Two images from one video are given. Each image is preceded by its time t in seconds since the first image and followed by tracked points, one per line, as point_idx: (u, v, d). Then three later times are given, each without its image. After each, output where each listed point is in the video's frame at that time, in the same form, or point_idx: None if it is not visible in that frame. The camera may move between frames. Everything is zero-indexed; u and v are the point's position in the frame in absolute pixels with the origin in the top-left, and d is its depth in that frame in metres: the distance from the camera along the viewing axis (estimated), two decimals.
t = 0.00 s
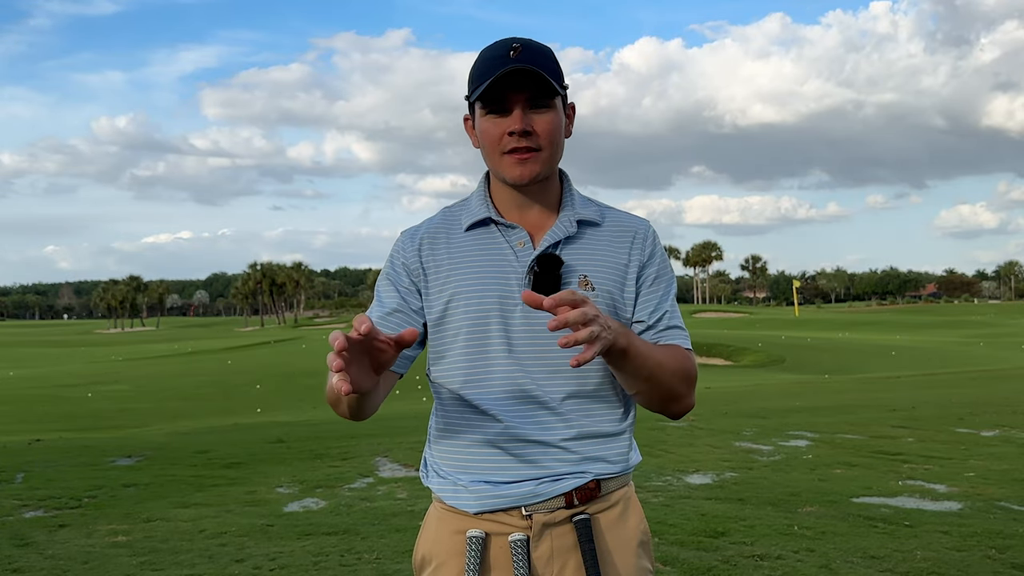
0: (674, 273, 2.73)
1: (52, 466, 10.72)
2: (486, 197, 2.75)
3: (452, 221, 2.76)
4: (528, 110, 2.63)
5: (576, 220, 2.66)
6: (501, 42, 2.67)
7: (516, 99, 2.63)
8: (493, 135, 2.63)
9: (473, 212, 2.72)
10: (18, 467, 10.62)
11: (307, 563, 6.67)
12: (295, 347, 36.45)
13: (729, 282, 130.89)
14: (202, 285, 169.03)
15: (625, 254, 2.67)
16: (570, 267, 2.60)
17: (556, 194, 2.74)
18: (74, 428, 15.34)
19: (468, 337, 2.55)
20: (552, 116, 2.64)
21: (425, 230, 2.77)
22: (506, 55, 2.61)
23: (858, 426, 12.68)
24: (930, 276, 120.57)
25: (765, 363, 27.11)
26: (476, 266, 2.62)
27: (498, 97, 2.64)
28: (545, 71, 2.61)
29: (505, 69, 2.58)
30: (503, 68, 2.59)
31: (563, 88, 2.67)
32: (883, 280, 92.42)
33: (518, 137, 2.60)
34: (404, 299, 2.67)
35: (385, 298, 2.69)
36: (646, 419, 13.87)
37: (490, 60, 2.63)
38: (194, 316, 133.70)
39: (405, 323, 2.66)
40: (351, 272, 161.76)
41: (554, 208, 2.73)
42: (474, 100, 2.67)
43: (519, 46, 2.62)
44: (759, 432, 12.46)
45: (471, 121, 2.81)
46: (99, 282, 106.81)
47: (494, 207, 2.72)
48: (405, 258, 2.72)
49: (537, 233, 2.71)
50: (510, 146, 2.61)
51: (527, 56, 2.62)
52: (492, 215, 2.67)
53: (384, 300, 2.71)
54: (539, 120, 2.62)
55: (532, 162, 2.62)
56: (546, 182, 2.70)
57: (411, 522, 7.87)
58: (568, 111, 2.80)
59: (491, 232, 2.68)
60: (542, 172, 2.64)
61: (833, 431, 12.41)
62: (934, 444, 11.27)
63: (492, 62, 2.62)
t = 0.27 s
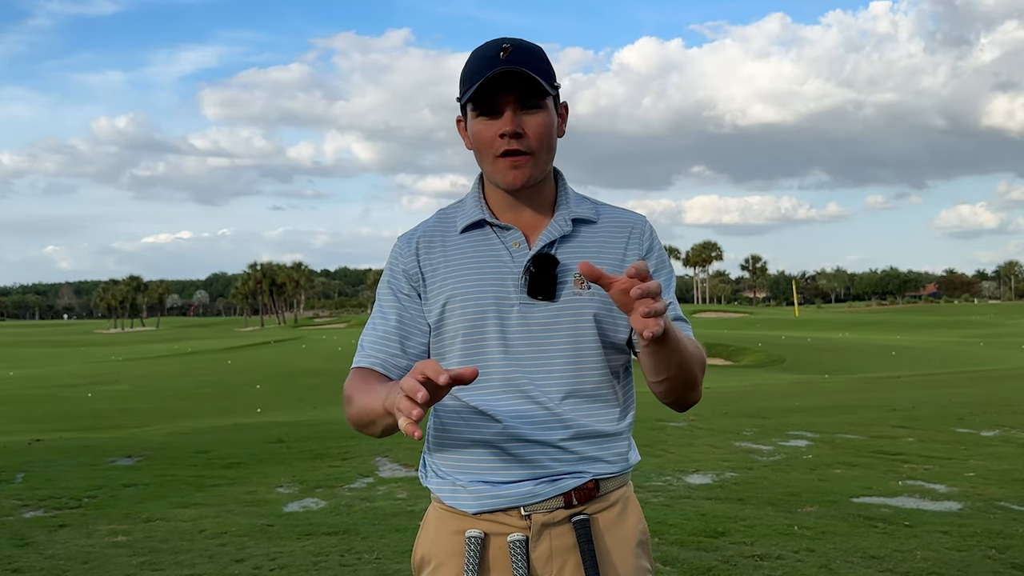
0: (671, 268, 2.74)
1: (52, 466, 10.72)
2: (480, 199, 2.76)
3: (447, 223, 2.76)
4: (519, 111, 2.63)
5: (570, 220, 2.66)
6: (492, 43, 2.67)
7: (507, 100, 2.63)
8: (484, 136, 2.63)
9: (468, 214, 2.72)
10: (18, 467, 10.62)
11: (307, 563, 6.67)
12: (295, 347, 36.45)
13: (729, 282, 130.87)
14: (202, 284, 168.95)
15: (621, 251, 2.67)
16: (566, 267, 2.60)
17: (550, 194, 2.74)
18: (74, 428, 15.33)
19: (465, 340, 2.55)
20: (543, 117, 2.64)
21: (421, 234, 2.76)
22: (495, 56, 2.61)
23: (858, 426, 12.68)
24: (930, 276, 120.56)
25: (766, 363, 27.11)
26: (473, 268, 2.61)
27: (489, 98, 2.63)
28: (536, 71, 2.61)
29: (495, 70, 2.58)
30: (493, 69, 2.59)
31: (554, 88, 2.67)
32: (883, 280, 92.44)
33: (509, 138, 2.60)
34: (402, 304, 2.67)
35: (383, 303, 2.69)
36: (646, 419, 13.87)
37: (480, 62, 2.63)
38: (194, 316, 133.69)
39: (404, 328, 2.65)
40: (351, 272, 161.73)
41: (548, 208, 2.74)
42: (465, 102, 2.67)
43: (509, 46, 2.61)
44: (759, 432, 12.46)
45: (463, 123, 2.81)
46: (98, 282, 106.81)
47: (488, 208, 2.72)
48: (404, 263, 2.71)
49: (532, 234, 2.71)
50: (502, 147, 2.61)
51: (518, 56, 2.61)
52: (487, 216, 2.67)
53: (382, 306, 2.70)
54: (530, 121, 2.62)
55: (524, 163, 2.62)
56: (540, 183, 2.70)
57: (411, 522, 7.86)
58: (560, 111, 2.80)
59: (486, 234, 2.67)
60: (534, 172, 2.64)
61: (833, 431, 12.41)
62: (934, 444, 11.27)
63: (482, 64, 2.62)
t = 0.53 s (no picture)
0: (671, 271, 2.75)
1: (52, 466, 10.72)
2: (482, 198, 2.76)
3: (449, 222, 2.75)
4: (517, 110, 2.62)
5: (572, 221, 2.66)
6: (489, 42, 2.67)
7: (504, 100, 2.62)
8: (483, 136, 2.64)
9: (469, 214, 2.71)
10: (18, 467, 10.61)
11: (307, 563, 6.67)
12: (294, 347, 36.44)
13: (728, 282, 130.84)
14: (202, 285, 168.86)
15: (622, 254, 2.67)
16: (566, 269, 2.60)
17: (551, 194, 2.74)
18: (74, 428, 15.32)
19: (466, 340, 2.55)
20: (542, 115, 2.63)
21: (423, 233, 2.75)
22: (492, 56, 2.60)
23: (858, 427, 12.68)
24: (930, 276, 120.58)
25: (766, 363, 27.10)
26: (475, 269, 2.61)
27: (487, 98, 2.63)
28: (533, 70, 2.60)
29: (492, 70, 2.58)
30: (490, 69, 2.59)
31: (553, 87, 2.66)
32: (883, 280, 92.48)
33: (507, 137, 2.60)
34: (403, 305, 2.66)
35: (385, 303, 2.69)
36: (646, 419, 13.87)
37: (478, 62, 2.63)
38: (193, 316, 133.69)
39: (406, 327, 2.65)
40: (351, 272, 161.70)
41: (549, 208, 2.73)
42: (464, 102, 2.67)
43: (506, 46, 2.61)
44: (759, 432, 12.46)
45: (463, 122, 2.82)
46: (98, 283, 106.81)
47: (489, 208, 2.72)
48: (405, 262, 2.70)
49: (533, 234, 2.71)
50: (500, 147, 2.61)
51: (515, 56, 2.61)
52: (488, 216, 2.67)
53: (384, 304, 2.70)
54: (528, 119, 2.61)
55: (523, 163, 2.62)
56: (540, 183, 2.70)
57: (411, 522, 7.86)
58: (560, 110, 2.79)
59: (488, 234, 2.67)
60: (534, 172, 2.63)
61: (833, 431, 12.41)
62: (934, 444, 11.27)
63: (479, 64, 2.62)
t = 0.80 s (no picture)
0: (675, 271, 2.71)
1: (52, 466, 10.72)
2: (482, 196, 2.76)
3: (449, 220, 2.76)
4: (520, 108, 2.63)
5: (571, 218, 2.66)
6: (493, 40, 2.67)
7: (507, 98, 2.62)
8: (485, 133, 2.64)
9: (470, 212, 2.72)
10: (18, 467, 10.61)
11: (307, 563, 6.67)
12: (294, 347, 36.44)
13: (728, 282, 130.79)
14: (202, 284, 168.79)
15: (622, 251, 2.65)
16: (563, 266, 2.59)
17: (551, 193, 2.74)
18: (74, 428, 15.32)
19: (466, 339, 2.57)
20: (544, 114, 2.64)
21: (423, 231, 2.75)
22: (496, 54, 2.60)
23: (858, 426, 12.68)
24: (930, 276, 120.61)
25: (766, 363, 27.09)
26: (474, 267, 2.61)
27: (489, 96, 2.64)
28: (536, 69, 2.60)
29: (495, 68, 2.58)
30: (492, 67, 2.59)
31: (556, 86, 2.66)
32: (883, 280, 92.48)
33: (509, 135, 2.60)
34: (403, 302, 2.67)
35: (385, 300, 2.69)
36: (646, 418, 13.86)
37: (481, 60, 2.63)
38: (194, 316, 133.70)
39: (406, 325, 2.65)
40: (351, 272, 161.68)
41: (549, 207, 2.73)
42: (466, 99, 2.67)
43: (510, 44, 2.61)
44: (759, 432, 12.46)
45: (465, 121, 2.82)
46: (98, 283, 106.82)
47: (490, 206, 2.72)
48: (405, 260, 2.70)
49: (532, 232, 2.71)
50: (502, 145, 2.61)
51: (518, 54, 2.61)
52: (487, 214, 2.67)
53: (383, 302, 2.70)
54: (530, 119, 2.62)
55: (524, 161, 2.62)
56: (540, 182, 2.69)
57: (411, 522, 7.86)
58: (562, 109, 2.79)
59: (487, 232, 2.67)
60: (535, 170, 2.63)
61: (834, 431, 12.41)
62: (934, 444, 11.26)
63: (482, 62, 2.62)
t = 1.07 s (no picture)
0: (677, 273, 2.72)
1: (52, 466, 10.73)
2: (486, 195, 2.76)
3: (451, 219, 2.76)
4: (531, 109, 2.63)
5: (575, 219, 2.66)
6: (505, 39, 2.67)
7: (518, 98, 2.62)
8: (494, 133, 2.64)
9: (473, 211, 2.71)
10: (18, 467, 10.62)
11: (307, 563, 6.67)
12: (294, 347, 36.45)
13: (729, 282, 130.79)
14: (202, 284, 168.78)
15: (625, 253, 2.66)
16: (568, 268, 2.59)
17: (556, 194, 2.75)
18: (74, 428, 15.33)
19: (468, 337, 2.57)
20: (554, 116, 2.64)
21: (425, 229, 2.75)
22: (509, 54, 2.60)
23: (858, 426, 12.69)
24: (930, 276, 120.54)
25: (766, 363, 27.09)
26: (475, 266, 2.61)
27: (500, 95, 2.63)
28: (549, 70, 2.60)
29: (509, 68, 2.57)
30: (505, 67, 2.59)
31: (566, 88, 2.67)
32: (883, 280, 92.48)
33: (520, 136, 2.60)
34: (405, 300, 2.66)
35: (386, 298, 2.69)
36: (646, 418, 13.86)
37: (494, 58, 2.62)
38: (193, 316, 133.70)
39: (407, 323, 2.65)
40: (351, 272, 161.69)
41: (553, 207, 2.73)
42: (476, 98, 2.66)
43: (523, 44, 2.61)
44: (759, 432, 12.46)
45: (472, 119, 2.81)
46: (98, 283, 106.83)
47: (494, 207, 2.72)
48: (406, 258, 2.70)
49: (536, 233, 2.71)
50: (511, 145, 2.61)
51: (531, 54, 2.61)
52: (492, 214, 2.67)
53: (384, 299, 2.70)
54: (541, 119, 2.62)
55: (533, 162, 2.62)
56: (546, 183, 2.70)
57: (411, 522, 7.87)
58: (570, 112, 2.80)
59: (490, 231, 2.67)
60: (542, 172, 2.64)
61: (833, 431, 12.42)
62: (934, 444, 11.27)
63: (495, 61, 2.62)
